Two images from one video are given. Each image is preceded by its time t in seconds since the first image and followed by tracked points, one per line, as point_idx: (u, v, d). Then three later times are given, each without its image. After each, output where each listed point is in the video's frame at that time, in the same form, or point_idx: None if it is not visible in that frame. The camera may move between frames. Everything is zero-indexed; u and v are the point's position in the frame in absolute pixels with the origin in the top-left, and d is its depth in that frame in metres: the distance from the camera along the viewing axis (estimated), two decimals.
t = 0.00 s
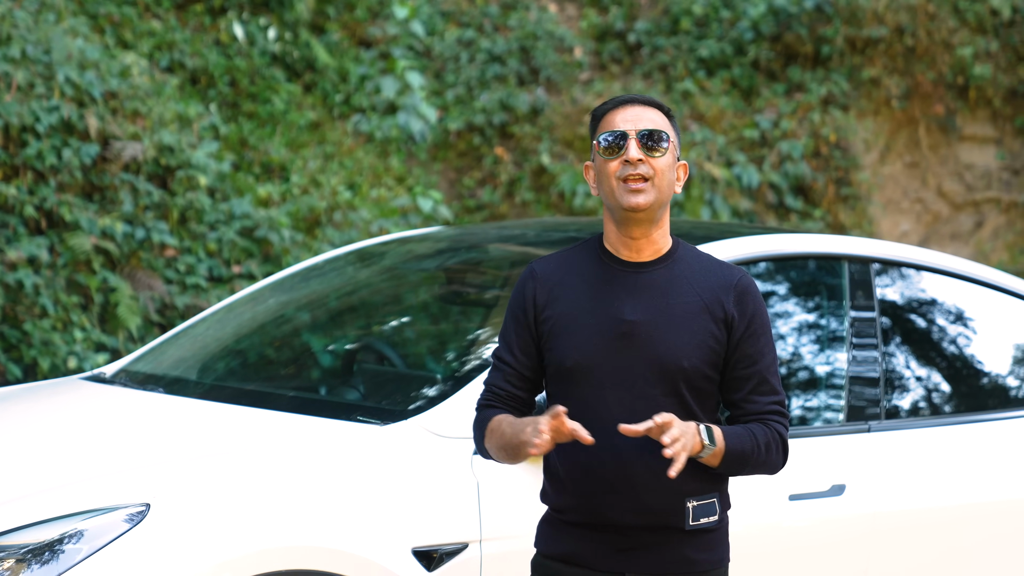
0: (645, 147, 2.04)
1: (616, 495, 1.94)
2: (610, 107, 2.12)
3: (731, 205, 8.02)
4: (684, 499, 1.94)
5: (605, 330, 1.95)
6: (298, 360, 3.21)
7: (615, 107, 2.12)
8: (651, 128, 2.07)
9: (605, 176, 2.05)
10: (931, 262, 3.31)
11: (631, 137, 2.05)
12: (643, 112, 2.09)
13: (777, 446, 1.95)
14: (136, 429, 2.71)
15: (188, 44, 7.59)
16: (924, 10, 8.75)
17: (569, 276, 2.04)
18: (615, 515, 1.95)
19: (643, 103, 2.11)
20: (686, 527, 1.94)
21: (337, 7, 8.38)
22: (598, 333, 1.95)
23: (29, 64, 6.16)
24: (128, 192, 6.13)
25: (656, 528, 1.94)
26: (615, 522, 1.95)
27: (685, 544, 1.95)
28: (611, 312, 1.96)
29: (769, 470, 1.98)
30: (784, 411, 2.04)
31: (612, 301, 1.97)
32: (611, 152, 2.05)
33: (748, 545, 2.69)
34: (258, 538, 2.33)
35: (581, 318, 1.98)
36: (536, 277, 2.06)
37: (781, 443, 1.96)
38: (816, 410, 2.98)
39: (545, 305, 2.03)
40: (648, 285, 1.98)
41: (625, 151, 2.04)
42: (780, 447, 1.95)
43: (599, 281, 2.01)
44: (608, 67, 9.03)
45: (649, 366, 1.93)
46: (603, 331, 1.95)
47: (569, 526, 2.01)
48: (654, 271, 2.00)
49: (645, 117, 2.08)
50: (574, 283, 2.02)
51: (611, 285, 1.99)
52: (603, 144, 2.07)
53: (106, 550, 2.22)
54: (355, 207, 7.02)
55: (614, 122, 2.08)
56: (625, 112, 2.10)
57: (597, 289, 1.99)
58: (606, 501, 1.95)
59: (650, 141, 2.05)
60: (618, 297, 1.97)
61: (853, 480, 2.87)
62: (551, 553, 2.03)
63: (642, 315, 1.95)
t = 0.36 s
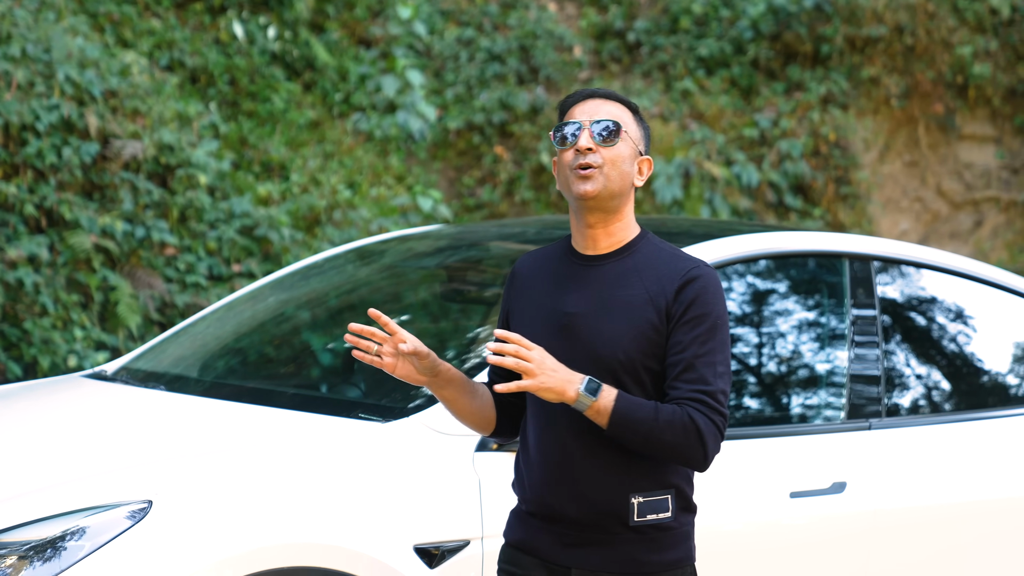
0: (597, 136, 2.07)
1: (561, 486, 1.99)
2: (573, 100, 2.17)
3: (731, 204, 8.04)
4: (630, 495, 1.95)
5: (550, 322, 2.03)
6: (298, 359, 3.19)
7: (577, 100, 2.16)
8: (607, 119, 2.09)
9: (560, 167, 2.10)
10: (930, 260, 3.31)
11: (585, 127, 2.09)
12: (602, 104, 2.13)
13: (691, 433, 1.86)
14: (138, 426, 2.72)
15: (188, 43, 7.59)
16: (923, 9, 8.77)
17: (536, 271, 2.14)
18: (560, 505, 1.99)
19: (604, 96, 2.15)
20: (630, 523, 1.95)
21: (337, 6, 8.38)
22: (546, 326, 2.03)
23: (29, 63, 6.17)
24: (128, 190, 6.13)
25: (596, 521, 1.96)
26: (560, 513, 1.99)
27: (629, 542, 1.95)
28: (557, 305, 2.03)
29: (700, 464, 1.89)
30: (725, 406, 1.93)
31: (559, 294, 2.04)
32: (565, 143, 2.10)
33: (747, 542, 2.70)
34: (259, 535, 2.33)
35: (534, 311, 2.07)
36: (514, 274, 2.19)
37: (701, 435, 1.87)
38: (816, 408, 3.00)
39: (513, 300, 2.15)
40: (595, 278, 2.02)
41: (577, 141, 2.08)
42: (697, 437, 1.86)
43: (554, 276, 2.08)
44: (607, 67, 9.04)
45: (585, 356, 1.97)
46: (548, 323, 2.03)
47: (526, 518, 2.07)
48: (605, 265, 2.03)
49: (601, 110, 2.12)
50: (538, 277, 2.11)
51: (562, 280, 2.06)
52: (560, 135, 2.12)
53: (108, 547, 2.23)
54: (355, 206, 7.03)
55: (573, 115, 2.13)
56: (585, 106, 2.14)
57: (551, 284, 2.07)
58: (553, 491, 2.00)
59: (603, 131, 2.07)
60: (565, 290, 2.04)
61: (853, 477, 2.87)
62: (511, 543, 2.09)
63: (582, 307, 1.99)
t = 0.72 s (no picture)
0: (548, 144, 2.06)
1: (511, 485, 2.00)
2: (526, 104, 2.16)
3: (730, 204, 8.04)
4: (580, 495, 1.96)
5: (499, 325, 2.03)
6: (298, 358, 3.19)
7: (530, 102, 2.14)
8: (560, 124, 2.09)
9: (509, 171, 2.09)
10: (930, 259, 3.31)
11: (536, 133, 2.08)
12: (554, 108, 2.12)
13: (642, 439, 1.88)
14: (137, 425, 2.72)
15: (188, 42, 7.59)
16: (923, 9, 8.79)
17: (488, 272, 2.14)
18: (509, 506, 1.99)
19: (557, 100, 2.13)
20: (579, 523, 1.95)
21: (336, 6, 8.39)
22: (495, 330, 2.04)
23: (28, 62, 6.17)
24: (127, 190, 6.13)
25: (544, 523, 1.96)
26: (510, 513, 2.00)
27: (579, 541, 1.95)
28: (505, 307, 2.04)
29: (652, 468, 1.91)
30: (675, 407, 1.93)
31: (508, 297, 2.04)
32: (516, 147, 2.09)
33: (747, 542, 2.70)
34: (258, 535, 2.33)
35: (484, 314, 2.08)
36: (468, 275, 2.20)
37: (652, 440, 1.88)
38: (816, 407, 3.00)
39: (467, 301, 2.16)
40: (543, 280, 2.03)
41: (528, 147, 2.07)
42: (649, 443, 1.88)
43: (503, 278, 2.08)
44: (607, 66, 9.03)
45: (534, 359, 1.98)
46: (498, 326, 2.04)
47: (478, 517, 2.07)
48: (553, 268, 2.03)
49: (554, 114, 2.10)
50: (488, 281, 2.11)
51: (512, 282, 2.06)
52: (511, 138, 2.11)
53: (108, 546, 2.23)
54: (354, 206, 7.03)
55: (525, 118, 2.12)
56: (538, 108, 2.12)
57: (501, 286, 2.08)
58: (503, 491, 2.01)
59: (554, 137, 2.07)
60: (514, 292, 2.04)
61: (853, 476, 2.87)
62: (464, 542, 2.09)
63: (530, 310, 2.00)
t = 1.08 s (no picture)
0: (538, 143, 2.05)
1: (492, 484, 1.94)
2: (506, 98, 2.12)
3: (729, 204, 8.04)
4: (562, 491, 1.97)
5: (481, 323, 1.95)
6: (297, 358, 3.17)
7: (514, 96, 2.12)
8: (547, 125, 2.08)
9: (491, 163, 2.05)
10: (929, 259, 3.30)
11: (527, 130, 2.06)
12: (540, 108, 2.11)
13: (654, 425, 2.02)
14: (137, 425, 2.72)
15: (187, 42, 7.59)
16: (922, 9, 8.79)
17: (442, 267, 2.02)
18: (490, 505, 1.93)
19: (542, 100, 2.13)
20: (561, 518, 1.97)
21: (335, 6, 8.40)
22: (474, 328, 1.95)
23: (27, 62, 6.17)
24: (126, 190, 6.14)
25: (527, 520, 1.95)
26: (489, 512, 1.94)
27: (559, 535, 1.97)
28: (486, 305, 1.97)
29: (642, 458, 2.05)
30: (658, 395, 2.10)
31: (487, 294, 1.98)
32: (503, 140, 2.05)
33: (745, 542, 2.70)
34: (257, 535, 2.33)
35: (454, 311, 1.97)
36: (408, 269, 2.02)
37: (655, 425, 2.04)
38: (814, 408, 3.00)
39: (416, 297, 2.00)
40: (523, 278, 2.01)
41: (518, 142, 2.05)
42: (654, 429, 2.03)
43: (473, 274, 2.00)
44: (606, 66, 9.03)
45: (524, 357, 1.96)
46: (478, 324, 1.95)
47: (444, 518, 1.97)
48: (528, 266, 2.02)
49: (543, 114, 2.10)
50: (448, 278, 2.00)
51: (485, 278, 2.00)
52: (496, 129, 2.07)
53: (108, 546, 2.23)
54: (353, 206, 7.03)
55: (513, 112, 2.08)
56: (523, 104, 2.10)
57: (472, 282, 1.99)
58: (481, 490, 1.94)
59: (543, 137, 2.06)
60: (494, 290, 1.98)
61: (852, 477, 2.87)
62: (425, 545, 1.98)
63: (518, 308, 1.97)
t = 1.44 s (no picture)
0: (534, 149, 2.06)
1: (496, 488, 1.93)
2: (502, 99, 2.12)
3: (729, 204, 8.04)
4: (560, 491, 1.99)
5: (479, 328, 1.94)
6: (296, 359, 3.17)
7: (506, 100, 2.12)
8: (541, 129, 2.10)
9: (488, 165, 2.04)
10: (928, 259, 3.30)
11: (523, 136, 2.07)
12: (535, 113, 2.12)
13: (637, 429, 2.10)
14: (136, 427, 2.72)
15: (186, 43, 7.59)
16: (921, 9, 8.79)
17: (432, 272, 2.00)
18: (494, 507, 1.93)
19: (532, 105, 2.14)
20: (560, 518, 1.99)
21: (334, 6, 8.40)
22: (472, 332, 1.94)
23: (27, 62, 6.17)
24: (125, 191, 6.14)
25: (528, 522, 1.96)
26: (493, 515, 1.93)
27: (558, 535, 1.99)
28: (483, 310, 1.96)
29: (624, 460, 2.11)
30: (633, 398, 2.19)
31: (482, 299, 1.97)
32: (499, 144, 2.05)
33: (745, 542, 2.70)
34: (256, 536, 2.33)
35: (450, 316, 1.95)
36: (396, 275, 1.98)
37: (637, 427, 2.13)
38: (814, 408, 3.00)
39: (408, 304, 1.96)
40: (516, 282, 2.01)
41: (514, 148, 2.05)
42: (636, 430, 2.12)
43: (466, 278, 1.99)
44: (605, 66, 9.03)
45: (523, 362, 1.96)
46: (476, 329, 1.94)
47: (443, 523, 1.95)
48: (518, 269, 2.03)
49: (535, 121, 2.11)
50: (441, 281, 1.98)
51: (479, 282, 1.99)
52: (491, 133, 2.07)
53: (107, 548, 2.23)
54: (352, 207, 7.04)
55: (507, 117, 2.09)
56: (516, 109, 2.11)
57: (466, 287, 1.98)
58: (485, 494, 1.93)
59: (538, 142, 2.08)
60: (490, 295, 1.98)
61: (853, 477, 2.87)
62: (424, 552, 1.95)
63: (515, 313, 1.97)
